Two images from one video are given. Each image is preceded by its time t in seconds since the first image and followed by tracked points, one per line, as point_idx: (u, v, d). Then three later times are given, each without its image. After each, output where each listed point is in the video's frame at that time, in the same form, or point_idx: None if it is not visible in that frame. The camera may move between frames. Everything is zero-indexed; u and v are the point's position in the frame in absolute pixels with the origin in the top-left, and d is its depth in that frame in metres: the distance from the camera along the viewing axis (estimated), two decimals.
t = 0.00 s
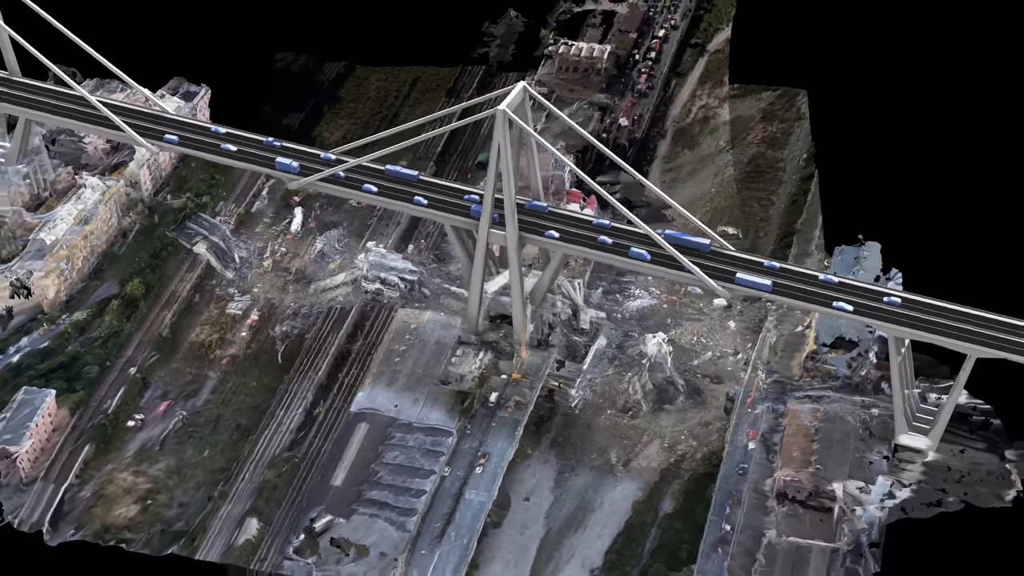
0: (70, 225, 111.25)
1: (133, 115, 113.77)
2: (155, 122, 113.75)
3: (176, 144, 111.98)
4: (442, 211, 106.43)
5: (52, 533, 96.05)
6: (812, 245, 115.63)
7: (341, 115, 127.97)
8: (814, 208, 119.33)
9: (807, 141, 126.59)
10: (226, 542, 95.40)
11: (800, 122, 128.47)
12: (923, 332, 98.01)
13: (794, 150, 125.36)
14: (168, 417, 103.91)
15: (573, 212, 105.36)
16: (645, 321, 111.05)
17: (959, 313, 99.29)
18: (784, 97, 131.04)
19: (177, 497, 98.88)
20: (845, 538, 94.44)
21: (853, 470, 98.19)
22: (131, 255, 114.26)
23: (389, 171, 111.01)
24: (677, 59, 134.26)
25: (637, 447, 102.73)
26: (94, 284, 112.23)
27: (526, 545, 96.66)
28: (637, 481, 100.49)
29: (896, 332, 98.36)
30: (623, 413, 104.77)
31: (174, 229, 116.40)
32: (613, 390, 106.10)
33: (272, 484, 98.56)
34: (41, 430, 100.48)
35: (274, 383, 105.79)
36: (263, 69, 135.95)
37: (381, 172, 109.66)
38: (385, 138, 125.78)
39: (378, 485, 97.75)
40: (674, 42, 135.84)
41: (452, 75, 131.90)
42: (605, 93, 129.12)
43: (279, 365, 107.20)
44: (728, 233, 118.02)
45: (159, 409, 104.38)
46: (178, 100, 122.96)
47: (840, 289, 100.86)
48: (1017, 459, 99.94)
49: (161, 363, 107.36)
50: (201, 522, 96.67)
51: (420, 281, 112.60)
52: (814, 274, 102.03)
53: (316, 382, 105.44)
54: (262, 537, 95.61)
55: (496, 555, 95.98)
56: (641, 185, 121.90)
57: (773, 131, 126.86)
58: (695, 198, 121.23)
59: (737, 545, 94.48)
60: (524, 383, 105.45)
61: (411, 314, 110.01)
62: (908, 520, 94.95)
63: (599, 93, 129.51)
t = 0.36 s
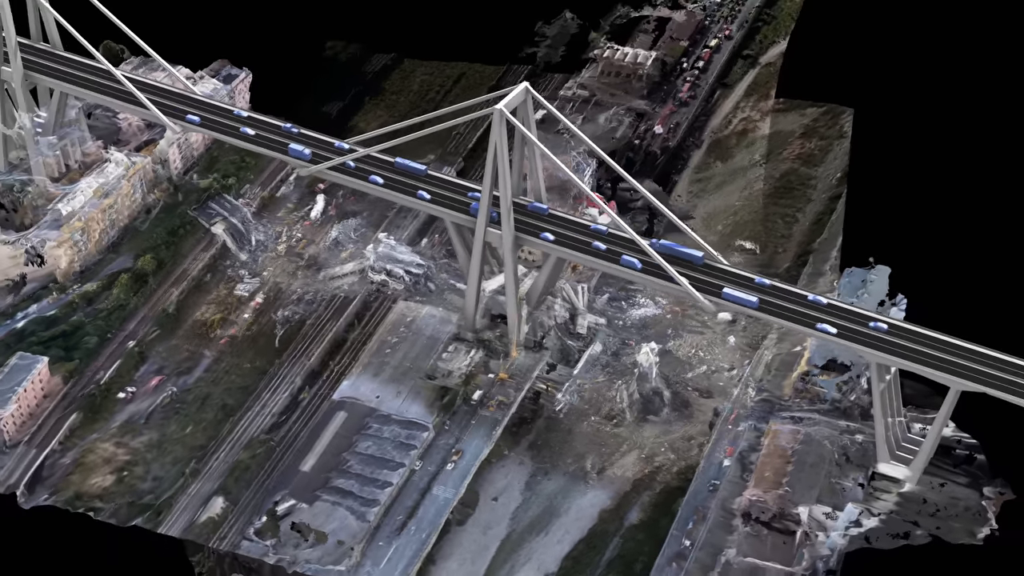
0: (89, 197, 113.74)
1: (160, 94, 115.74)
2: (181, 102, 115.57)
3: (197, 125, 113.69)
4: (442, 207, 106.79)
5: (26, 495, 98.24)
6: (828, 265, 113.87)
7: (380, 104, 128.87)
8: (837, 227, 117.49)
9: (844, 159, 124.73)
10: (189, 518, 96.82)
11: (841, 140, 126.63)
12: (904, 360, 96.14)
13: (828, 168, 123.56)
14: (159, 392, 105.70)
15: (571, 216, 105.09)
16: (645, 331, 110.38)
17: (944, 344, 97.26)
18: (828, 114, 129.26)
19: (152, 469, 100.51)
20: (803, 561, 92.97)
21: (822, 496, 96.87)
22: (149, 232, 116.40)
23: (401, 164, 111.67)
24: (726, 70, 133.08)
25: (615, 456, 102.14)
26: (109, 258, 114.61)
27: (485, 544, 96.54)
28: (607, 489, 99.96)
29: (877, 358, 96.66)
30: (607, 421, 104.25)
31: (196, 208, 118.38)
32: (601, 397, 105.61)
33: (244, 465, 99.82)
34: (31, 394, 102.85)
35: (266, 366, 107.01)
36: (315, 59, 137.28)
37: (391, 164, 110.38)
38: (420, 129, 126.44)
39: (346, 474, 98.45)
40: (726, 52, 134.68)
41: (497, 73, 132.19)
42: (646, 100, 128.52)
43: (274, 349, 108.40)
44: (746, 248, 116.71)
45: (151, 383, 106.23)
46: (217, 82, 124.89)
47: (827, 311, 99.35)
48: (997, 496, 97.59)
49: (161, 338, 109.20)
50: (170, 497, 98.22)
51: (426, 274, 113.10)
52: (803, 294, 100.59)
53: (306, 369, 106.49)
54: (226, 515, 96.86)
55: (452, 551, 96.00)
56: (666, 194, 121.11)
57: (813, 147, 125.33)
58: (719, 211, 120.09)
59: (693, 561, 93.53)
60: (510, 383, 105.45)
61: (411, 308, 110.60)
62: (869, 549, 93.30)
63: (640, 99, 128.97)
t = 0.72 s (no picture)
0: (113, 171, 116.22)
1: (191, 75, 117.56)
2: (211, 83, 117.28)
3: (222, 107, 115.33)
4: (444, 204, 107.23)
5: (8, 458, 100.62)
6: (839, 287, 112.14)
7: (421, 98, 129.61)
8: (856, 249, 115.69)
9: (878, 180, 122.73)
10: (159, 492, 98.42)
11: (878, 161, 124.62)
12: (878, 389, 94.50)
13: (860, 189, 121.68)
14: (154, 366, 107.51)
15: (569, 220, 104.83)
16: (644, 340, 109.69)
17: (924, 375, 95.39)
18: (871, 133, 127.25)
19: (134, 442, 102.27)
20: None
21: (786, 519, 95.56)
22: (172, 209, 118.40)
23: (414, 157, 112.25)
24: (774, 84, 131.55)
25: (591, 463, 101.70)
26: (129, 232, 116.74)
27: (445, 541, 96.76)
28: (577, 495, 99.62)
29: (853, 384, 95.18)
30: (589, 427, 103.84)
31: (221, 189, 120.12)
32: (587, 404, 105.21)
33: (221, 444, 101.09)
34: (27, 359, 105.25)
35: (262, 350, 108.30)
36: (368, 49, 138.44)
37: (402, 157, 111.02)
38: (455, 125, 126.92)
39: (317, 461, 99.29)
40: (776, 65, 133.17)
41: (542, 74, 132.18)
42: (685, 109, 127.62)
43: (273, 332, 109.68)
44: (761, 264, 115.39)
45: (149, 357, 108.10)
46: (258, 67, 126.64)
47: (810, 334, 97.97)
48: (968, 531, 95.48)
49: (166, 314, 111.05)
50: (145, 470, 99.92)
51: (433, 270, 113.60)
52: (790, 313, 99.28)
53: (299, 354, 107.58)
54: (195, 493, 98.30)
55: (411, 545, 96.40)
56: (690, 204, 120.16)
57: (848, 166, 123.50)
58: (741, 225, 118.86)
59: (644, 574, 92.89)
60: (496, 382, 105.52)
61: (412, 301, 111.11)
62: None
63: (679, 107, 128.12)
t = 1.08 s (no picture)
0: (140, 148, 118.54)
1: (224, 58, 119.37)
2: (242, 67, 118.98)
3: (249, 92, 116.92)
4: (447, 200, 107.62)
5: None
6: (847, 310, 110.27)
7: (462, 95, 130.25)
8: (873, 273, 113.69)
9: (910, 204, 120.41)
10: (135, 465, 100.20)
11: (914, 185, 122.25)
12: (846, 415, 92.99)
13: (889, 212, 119.55)
14: (155, 341, 109.36)
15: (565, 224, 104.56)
16: (641, 349, 109.19)
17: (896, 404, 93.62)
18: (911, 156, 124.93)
19: (121, 413, 104.17)
20: None
21: (746, 539, 94.61)
22: (198, 189, 120.33)
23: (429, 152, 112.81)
24: (820, 100, 129.80)
25: (566, 467, 101.22)
26: (153, 208, 118.85)
27: (407, 534, 96.84)
28: (545, 498, 99.21)
29: (823, 408, 93.81)
30: (570, 432, 103.36)
31: (248, 172, 121.83)
32: (572, 408, 104.77)
33: (202, 422, 102.64)
34: (30, 325, 107.79)
35: (260, 333, 109.57)
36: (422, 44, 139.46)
37: (415, 151, 111.64)
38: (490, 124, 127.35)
39: (291, 446, 100.31)
40: (825, 81, 131.41)
41: (586, 77, 131.93)
42: (722, 122, 126.63)
43: (274, 316, 110.93)
44: (774, 281, 113.92)
45: (151, 332, 109.97)
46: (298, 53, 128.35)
47: (789, 354, 96.74)
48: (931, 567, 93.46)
49: (175, 291, 112.90)
50: (125, 443, 101.77)
51: (441, 265, 114.03)
52: (772, 332, 98.11)
53: (295, 339, 108.69)
54: (169, 469, 99.91)
55: (372, 535, 96.65)
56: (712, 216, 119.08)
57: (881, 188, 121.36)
58: (760, 240, 117.49)
59: None
60: (483, 381, 105.70)
61: (415, 295, 111.76)
62: None
63: (717, 119, 127.16)
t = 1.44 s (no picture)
0: (171, 128, 120.63)
1: (259, 44, 121.21)
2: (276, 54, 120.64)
3: (278, 78, 118.46)
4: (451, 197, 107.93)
5: None
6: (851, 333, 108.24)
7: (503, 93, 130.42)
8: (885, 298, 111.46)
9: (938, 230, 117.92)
10: (117, 437, 102.00)
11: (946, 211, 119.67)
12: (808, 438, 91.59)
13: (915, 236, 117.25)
14: (159, 316, 111.12)
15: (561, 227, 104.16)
16: (636, 357, 108.53)
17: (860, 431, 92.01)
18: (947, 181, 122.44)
19: (114, 385, 106.04)
20: None
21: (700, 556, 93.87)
22: (226, 171, 122.05)
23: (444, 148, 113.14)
24: (864, 119, 127.70)
25: (541, 470, 100.64)
26: (180, 186, 120.87)
27: (370, 525, 96.93)
28: (514, 500, 98.67)
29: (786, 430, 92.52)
30: (550, 435, 102.84)
31: (277, 156, 123.45)
32: (556, 412, 104.32)
33: (188, 399, 104.21)
34: (38, 293, 110.30)
35: (262, 316, 110.75)
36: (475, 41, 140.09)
37: (428, 146, 112.10)
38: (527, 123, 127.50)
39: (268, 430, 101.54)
40: (872, 100, 129.30)
41: (631, 82, 131.13)
42: (758, 135, 125.50)
43: (279, 300, 112.05)
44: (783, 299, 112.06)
45: (157, 307, 111.77)
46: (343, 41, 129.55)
47: (762, 372, 95.53)
48: None
49: (187, 269, 114.64)
50: (112, 414, 103.65)
51: (451, 260, 114.47)
52: (749, 349, 97.00)
53: (293, 325, 109.78)
54: (148, 443, 101.54)
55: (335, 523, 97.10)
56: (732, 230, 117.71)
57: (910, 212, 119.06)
58: (778, 257, 115.86)
59: None
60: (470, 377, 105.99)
61: (419, 289, 112.48)
62: None
63: (755, 132, 126.06)
